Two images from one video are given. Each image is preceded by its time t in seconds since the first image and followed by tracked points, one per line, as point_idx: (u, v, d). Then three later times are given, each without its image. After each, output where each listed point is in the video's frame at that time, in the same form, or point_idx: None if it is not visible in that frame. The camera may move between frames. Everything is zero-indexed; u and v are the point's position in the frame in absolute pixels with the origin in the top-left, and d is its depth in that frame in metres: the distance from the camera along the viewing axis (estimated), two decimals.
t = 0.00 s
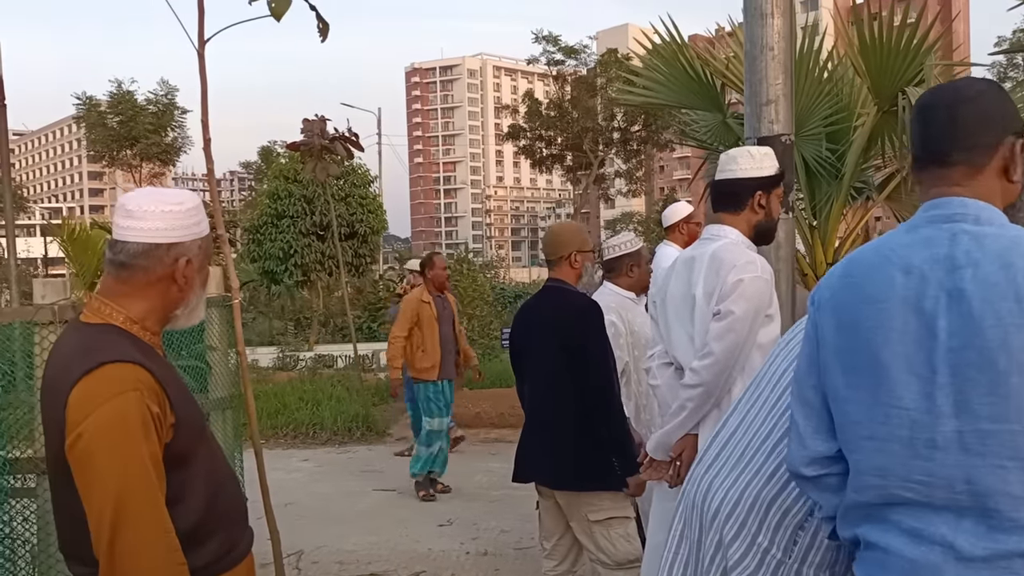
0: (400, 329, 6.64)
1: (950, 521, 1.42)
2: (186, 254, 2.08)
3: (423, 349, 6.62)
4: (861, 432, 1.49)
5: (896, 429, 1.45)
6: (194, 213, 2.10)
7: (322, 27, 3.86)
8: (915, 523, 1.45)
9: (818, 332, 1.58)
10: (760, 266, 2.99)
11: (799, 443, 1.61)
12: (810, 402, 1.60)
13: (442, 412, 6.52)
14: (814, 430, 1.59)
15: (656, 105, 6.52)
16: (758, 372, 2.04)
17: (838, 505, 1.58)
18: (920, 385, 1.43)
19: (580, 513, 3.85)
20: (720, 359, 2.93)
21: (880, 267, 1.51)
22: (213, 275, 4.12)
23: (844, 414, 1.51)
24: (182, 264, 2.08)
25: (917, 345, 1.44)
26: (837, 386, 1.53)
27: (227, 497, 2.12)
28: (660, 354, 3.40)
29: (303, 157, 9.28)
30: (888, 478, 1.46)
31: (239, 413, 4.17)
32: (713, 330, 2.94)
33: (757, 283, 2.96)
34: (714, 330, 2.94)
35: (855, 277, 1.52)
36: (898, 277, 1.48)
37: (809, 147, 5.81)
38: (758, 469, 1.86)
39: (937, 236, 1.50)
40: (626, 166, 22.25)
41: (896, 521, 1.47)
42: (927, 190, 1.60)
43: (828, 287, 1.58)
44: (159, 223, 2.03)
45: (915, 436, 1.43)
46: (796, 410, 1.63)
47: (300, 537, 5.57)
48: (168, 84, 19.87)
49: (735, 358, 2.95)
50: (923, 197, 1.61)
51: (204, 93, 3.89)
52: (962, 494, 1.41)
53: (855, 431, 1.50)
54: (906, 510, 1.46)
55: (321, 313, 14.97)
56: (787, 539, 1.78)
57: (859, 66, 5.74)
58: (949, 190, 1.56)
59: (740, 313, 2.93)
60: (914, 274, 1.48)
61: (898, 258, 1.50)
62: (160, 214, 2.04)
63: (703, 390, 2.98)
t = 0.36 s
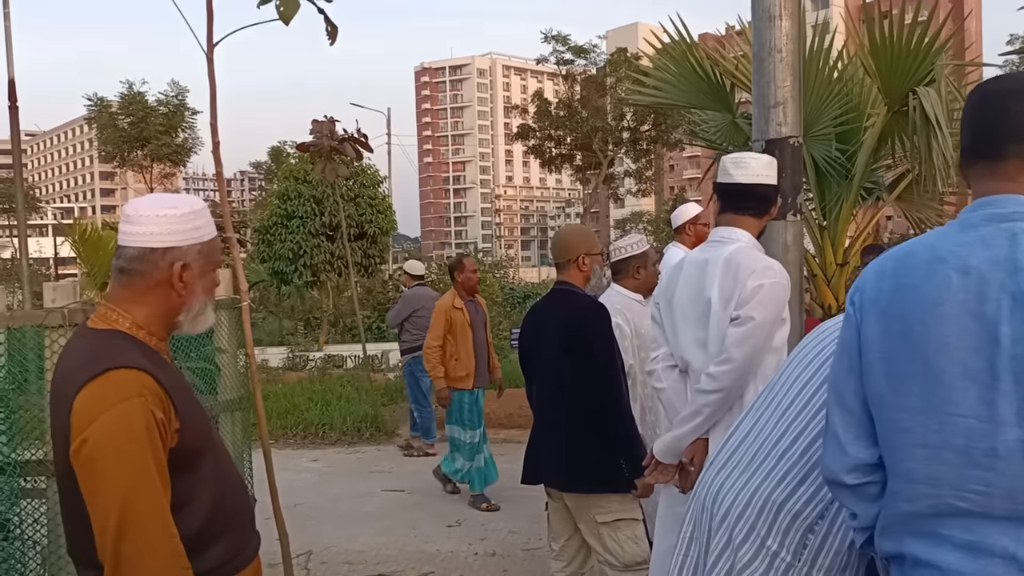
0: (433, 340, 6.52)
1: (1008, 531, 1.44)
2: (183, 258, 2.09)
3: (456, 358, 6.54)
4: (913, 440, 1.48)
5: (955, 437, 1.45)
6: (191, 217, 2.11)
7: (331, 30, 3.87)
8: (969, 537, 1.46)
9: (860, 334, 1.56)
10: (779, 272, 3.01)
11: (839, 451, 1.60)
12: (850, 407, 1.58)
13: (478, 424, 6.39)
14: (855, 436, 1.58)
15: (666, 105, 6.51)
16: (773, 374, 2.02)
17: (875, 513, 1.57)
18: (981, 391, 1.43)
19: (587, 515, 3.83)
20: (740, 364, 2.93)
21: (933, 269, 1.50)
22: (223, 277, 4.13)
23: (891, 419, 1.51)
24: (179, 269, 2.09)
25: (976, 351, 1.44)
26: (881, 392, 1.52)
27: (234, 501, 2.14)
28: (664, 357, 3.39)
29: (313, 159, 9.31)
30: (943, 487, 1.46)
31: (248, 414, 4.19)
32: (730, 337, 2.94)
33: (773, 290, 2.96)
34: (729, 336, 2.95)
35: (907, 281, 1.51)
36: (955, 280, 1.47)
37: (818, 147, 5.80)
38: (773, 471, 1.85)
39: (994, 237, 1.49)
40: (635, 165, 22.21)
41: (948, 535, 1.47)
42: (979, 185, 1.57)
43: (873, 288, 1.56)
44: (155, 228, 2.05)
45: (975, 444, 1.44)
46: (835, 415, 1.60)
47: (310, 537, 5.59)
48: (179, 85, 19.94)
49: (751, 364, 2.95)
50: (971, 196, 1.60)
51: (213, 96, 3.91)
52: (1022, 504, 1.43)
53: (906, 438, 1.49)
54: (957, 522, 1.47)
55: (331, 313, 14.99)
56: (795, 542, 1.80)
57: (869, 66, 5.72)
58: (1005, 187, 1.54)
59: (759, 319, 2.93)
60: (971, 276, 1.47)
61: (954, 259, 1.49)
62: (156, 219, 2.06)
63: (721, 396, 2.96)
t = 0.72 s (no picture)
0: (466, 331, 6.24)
1: None
2: (163, 255, 2.09)
3: (481, 352, 6.30)
4: (961, 429, 1.26)
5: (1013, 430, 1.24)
6: (169, 212, 2.11)
7: (325, 25, 3.86)
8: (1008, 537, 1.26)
9: (902, 315, 1.33)
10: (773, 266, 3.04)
11: (865, 441, 1.35)
12: (885, 397, 1.33)
13: (496, 416, 6.30)
14: (887, 426, 1.33)
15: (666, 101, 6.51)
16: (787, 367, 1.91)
17: (897, 510, 1.35)
18: None
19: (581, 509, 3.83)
20: (750, 357, 2.94)
21: (995, 251, 1.28)
22: (218, 273, 4.14)
23: (933, 408, 1.28)
24: (160, 265, 2.09)
25: None
26: (923, 377, 1.29)
27: (221, 499, 2.15)
28: (654, 356, 3.37)
29: (312, 155, 9.32)
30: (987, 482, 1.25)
31: (243, 411, 4.20)
32: (740, 330, 2.96)
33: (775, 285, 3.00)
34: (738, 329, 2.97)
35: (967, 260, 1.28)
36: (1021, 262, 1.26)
37: (817, 143, 5.78)
38: (785, 466, 1.73)
39: None
40: (637, 161, 22.21)
41: (982, 536, 1.27)
42: None
43: (920, 267, 1.33)
44: (135, 225, 2.06)
45: None
46: (864, 402, 1.36)
47: (307, 533, 5.59)
48: (179, 81, 19.96)
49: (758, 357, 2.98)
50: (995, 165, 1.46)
51: (208, 92, 3.92)
52: None
53: (953, 428, 1.26)
54: (995, 520, 1.27)
55: (332, 309, 15.02)
56: (803, 541, 1.67)
57: (866, 61, 5.71)
58: None
59: (766, 313, 2.99)
60: None
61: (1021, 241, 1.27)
62: (135, 215, 2.07)
63: (730, 390, 2.96)
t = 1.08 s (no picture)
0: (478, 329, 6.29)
1: None
2: (155, 255, 2.08)
3: (499, 347, 6.31)
4: (972, 438, 1.40)
5: None
6: (161, 212, 2.09)
7: (321, 22, 3.85)
8: (1016, 539, 1.39)
9: (911, 320, 1.45)
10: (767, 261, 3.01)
11: (873, 448, 1.48)
12: (893, 402, 1.46)
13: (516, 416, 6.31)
14: (894, 432, 1.47)
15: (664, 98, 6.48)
16: (810, 369, 2.00)
17: (899, 516, 1.49)
18: None
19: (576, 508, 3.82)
20: (742, 356, 2.92)
21: (1008, 254, 1.41)
22: (213, 273, 4.13)
23: (944, 416, 1.41)
24: (151, 266, 2.08)
25: None
26: (935, 385, 1.42)
27: (213, 503, 2.13)
28: (650, 355, 3.36)
29: (311, 152, 9.30)
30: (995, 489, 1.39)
31: (240, 410, 4.19)
32: (731, 329, 2.94)
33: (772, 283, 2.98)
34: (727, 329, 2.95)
35: (978, 267, 1.41)
36: None
37: (817, 140, 5.77)
38: (812, 465, 1.82)
39: None
40: (637, 158, 22.16)
41: (990, 537, 1.41)
42: None
43: (928, 272, 1.45)
44: (125, 224, 2.04)
45: None
46: (871, 409, 1.48)
47: (306, 532, 5.60)
48: (178, 79, 19.95)
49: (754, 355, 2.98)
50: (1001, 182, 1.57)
51: (203, 90, 3.90)
52: None
53: (964, 435, 1.40)
54: (1001, 522, 1.40)
55: (331, 307, 14.97)
56: (827, 539, 1.76)
57: (866, 58, 5.70)
58: None
59: (759, 312, 2.95)
60: None
61: None
62: (126, 215, 2.05)
63: (723, 389, 2.95)
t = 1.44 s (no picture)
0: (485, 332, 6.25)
1: None
2: (158, 259, 2.09)
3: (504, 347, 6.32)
4: (945, 439, 1.52)
5: (996, 434, 1.48)
6: (165, 215, 2.10)
7: (319, 25, 3.87)
8: (987, 531, 1.51)
9: (886, 326, 1.57)
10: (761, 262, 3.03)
11: (851, 449, 1.61)
12: (870, 406, 1.59)
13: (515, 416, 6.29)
14: (872, 435, 1.59)
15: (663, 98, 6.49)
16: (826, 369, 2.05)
17: (879, 512, 1.62)
18: None
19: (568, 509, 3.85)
20: (734, 357, 2.93)
21: (977, 259, 1.52)
22: (213, 273, 4.14)
23: (917, 419, 1.54)
24: (154, 270, 2.09)
25: None
26: (910, 389, 1.54)
27: (213, 506, 2.14)
28: (647, 355, 3.38)
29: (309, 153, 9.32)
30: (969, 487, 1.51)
31: (240, 411, 4.20)
32: (724, 329, 2.95)
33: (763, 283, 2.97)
34: (721, 329, 2.96)
35: (948, 273, 1.52)
36: (1004, 273, 1.49)
37: (814, 140, 5.81)
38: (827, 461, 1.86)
39: None
40: (635, 158, 22.17)
41: (963, 530, 1.53)
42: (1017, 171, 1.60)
43: (901, 279, 1.57)
44: (130, 228, 2.05)
45: (1016, 443, 1.47)
46: (848, 412, 1.60)
47: (306, 532, 5.62)
48: (176, 79, 19.93)
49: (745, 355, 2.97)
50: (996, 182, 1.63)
51: (202, 93, 3.91)
52: None
53: (937, 436, 1.52)
54: (974, 517, 1.52)
55: (330, 308, 14.98)
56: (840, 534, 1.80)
57: (863, 58, 5.72)
58: None
59: (752, 312, 2.97)
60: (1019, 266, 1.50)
61: (1000, 250, 1.51)
62: (131, 219, 2.06)
63: (717, 390, 2.97)
